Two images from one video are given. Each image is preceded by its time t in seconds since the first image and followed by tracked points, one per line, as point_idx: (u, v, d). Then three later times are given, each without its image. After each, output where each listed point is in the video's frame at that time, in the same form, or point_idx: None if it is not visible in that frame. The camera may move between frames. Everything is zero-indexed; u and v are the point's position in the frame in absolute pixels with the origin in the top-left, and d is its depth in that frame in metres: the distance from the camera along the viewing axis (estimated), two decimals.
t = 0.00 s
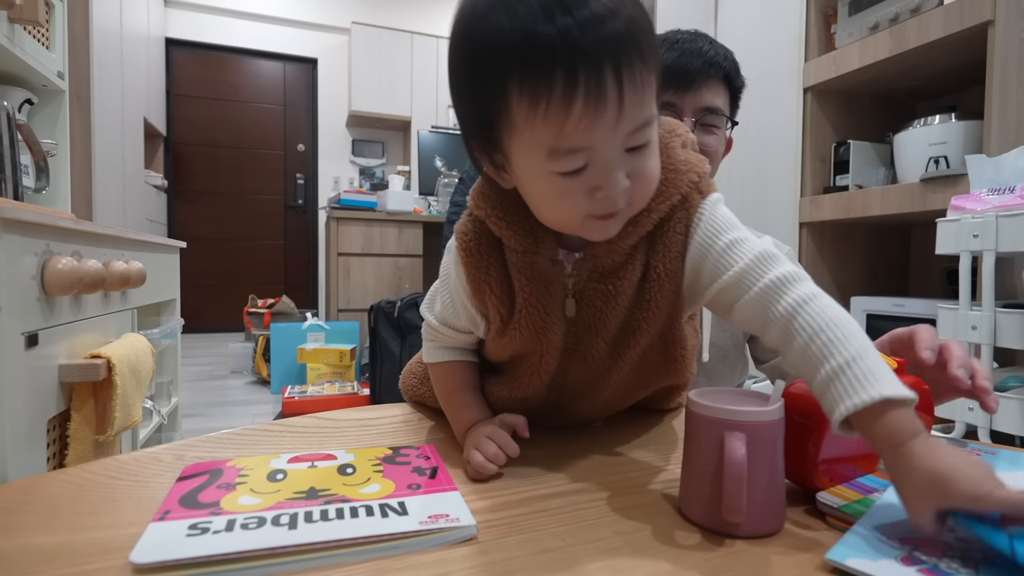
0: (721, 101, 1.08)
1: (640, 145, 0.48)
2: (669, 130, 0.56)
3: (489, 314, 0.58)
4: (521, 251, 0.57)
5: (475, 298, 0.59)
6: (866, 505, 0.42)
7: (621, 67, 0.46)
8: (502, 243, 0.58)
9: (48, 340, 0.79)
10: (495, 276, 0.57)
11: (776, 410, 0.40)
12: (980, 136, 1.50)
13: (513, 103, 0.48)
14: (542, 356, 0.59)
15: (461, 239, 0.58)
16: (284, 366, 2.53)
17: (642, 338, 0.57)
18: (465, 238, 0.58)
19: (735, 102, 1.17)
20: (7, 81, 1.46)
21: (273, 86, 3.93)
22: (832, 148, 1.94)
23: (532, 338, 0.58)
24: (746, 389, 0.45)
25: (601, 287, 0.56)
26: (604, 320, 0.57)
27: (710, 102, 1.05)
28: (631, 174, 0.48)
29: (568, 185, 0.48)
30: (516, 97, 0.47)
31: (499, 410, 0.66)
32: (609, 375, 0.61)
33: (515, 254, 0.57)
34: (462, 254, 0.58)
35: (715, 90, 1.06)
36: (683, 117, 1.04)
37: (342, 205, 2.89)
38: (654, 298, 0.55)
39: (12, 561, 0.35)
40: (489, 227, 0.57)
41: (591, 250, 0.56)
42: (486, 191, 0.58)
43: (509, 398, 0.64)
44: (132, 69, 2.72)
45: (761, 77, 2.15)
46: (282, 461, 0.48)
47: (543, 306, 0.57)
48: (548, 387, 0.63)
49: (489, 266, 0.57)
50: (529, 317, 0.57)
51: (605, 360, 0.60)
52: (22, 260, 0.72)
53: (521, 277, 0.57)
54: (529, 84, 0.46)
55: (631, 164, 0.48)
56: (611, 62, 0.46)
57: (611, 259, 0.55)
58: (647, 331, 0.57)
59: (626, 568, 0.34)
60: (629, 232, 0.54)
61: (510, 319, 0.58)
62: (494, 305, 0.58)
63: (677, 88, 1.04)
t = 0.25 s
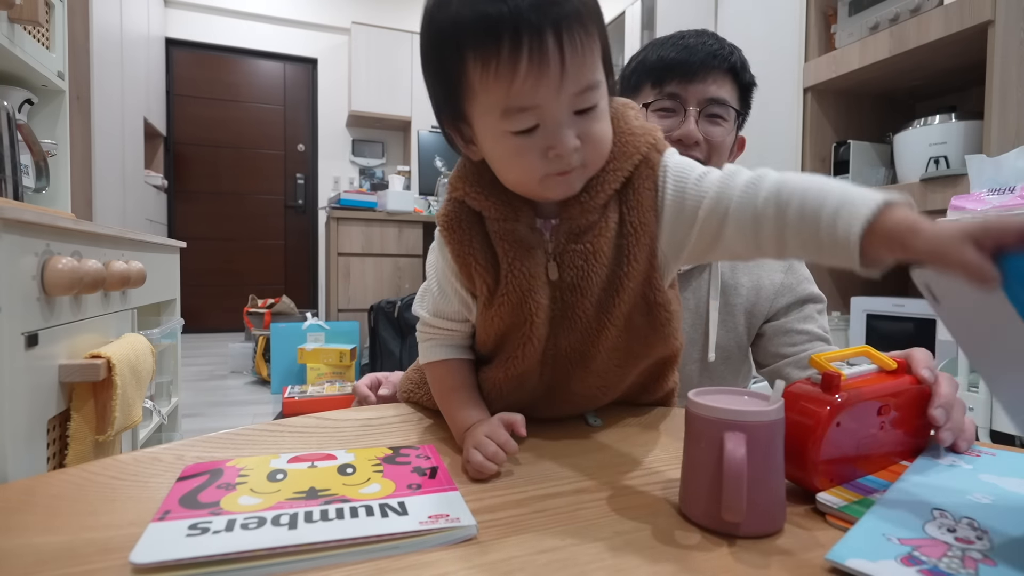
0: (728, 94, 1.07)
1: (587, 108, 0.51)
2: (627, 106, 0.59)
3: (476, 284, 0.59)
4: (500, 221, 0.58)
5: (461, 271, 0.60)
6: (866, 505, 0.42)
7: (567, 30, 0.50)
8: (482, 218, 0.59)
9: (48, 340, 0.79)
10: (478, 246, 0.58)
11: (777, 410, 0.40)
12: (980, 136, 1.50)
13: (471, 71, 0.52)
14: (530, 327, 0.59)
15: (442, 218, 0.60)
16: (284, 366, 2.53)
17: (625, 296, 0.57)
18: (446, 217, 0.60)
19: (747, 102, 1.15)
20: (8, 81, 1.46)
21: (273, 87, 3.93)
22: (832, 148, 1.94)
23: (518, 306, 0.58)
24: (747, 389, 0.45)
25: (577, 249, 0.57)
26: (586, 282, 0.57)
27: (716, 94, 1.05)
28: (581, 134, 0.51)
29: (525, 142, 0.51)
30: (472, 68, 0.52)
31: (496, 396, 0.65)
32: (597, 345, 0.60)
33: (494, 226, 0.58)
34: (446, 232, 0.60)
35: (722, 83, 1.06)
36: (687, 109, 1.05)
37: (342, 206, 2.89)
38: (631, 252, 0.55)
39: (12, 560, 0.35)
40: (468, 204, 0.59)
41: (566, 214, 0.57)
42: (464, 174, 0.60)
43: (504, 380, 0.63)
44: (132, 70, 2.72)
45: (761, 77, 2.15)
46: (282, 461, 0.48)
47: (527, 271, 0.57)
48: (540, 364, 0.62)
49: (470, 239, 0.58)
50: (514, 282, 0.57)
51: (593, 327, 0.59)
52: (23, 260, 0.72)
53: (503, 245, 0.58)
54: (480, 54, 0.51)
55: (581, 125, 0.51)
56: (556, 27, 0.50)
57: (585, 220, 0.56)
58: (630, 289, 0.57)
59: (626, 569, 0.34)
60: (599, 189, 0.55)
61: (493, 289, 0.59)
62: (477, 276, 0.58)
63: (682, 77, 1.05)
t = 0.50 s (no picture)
0: (717, 86, 1.06)
1: (536, 98, 0.54)
2: (591, 108, 0.64)
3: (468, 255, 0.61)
4: (485, 197, 0.61)
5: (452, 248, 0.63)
6: (866, 505, 0.42)
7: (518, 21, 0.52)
8: (467, 199, 0.63)
9: (48, 340, 0.79)
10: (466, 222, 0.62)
11: (777, 410, 0.40)
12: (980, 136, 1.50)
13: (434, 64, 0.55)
14: (519, 292, 0.60)
15: (432, 207, 0.64)
16: (284, 366, 2.53)
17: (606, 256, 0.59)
18: (437, 204, 0.64)
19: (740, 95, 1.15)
20: (8, 81, 1.46)
21: (273, 87, 3.93)
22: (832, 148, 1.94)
23: (508, 274, 0.60)
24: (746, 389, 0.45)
25: (557, 214, 0.60)
26: (569, 245, 0.59)
27: (703, 86, 1.05)
28: (530, 121, 0.54)
29: (479, 126, 0.55)
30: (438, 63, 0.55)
31: (490, 377, 0.64)
32: (585, 312, 0.61)
33: (478, 203, 0.61)
34: (436, 216, 0.64)
35: (710, 75, 1.06)
36: (674, 103, 1.05)
37: (342, 205, 2.89)
38: (609, 213, 0.59)
39: (11, 561, 0.35)
40: (454, 189, 0.63)
41: (544, 188, 0.61)
42: (450, 165, 0.64)
43: (498, 352, 0.62)
44: (132, 70, 2.72)
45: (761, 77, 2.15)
46: (282, 461, 0.48)
47: (515, 238, 0.59)
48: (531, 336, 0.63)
49: (457, 218, 0.62)
50: (503, 249, 0.59)
51: (579, 293, 0.61)
52: (23, 260, 0.72)
53: (490, 217, 0.60)
54: (443, 50, 0.54)
55: (532, 112, 0.54)
56: (503, 24, 0.51)
57: (562, 188, 0.60)
58: (609, 251, 0.59)
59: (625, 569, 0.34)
60: (571, 162, 0.60)
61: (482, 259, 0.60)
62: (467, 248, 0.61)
63: (669, 73, 1.06)
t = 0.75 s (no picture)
0: (696, 82, 1.06)
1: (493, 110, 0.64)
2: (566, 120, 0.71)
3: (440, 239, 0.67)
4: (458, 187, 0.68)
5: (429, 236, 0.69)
6: (866, 505, 0.42)
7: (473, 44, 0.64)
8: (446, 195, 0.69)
9: (48, 340, 0.79)
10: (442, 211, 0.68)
11: (777, 410, 0.40)
12: (980, 136, 1.50)
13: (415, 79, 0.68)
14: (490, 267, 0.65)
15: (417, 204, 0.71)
16: (283, 366, 2.53)
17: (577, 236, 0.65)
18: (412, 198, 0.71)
19: (721, 88, 1.14)
20: (8, 81, 1.46)
21: (273, 87, 3.93)
22: (832, 148, 1.94)
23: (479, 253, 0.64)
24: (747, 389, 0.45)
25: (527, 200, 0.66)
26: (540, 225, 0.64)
27: (682, 82, 1.04)
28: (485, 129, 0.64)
29: (443, 130, 0.65)
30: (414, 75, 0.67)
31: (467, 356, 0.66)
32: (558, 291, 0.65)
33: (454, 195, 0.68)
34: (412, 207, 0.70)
35: (690, 72, 1.05)
36: (655, 99, 1.04)
37: (342, 205, 2.89)
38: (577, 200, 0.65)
39: (11, 560, 0.35)
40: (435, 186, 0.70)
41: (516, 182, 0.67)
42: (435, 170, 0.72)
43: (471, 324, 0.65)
44: (132, 70, 2.72)
45: (761, 77, 2.15)
46: (282, 461, 0.48)
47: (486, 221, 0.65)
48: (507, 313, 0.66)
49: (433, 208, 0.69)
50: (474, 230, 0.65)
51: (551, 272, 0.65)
52: (23, 260, 0.72)
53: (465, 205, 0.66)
54: (416, 64, 0.66)
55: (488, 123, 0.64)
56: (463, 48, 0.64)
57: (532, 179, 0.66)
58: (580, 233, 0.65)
59: (626, 569, 0.34)
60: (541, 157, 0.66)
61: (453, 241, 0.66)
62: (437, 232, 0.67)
63: (648, 72, 1.06)
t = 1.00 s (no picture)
0: (672, 79, 1.03)
1: (472, 105, 0.70)
2: (529, 131, 0.78)
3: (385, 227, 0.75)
4: (410, 182, 0.75)
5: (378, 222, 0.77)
6: (866, 505, 0.42)
7: (462, 35, 0.67)
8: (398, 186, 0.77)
9: (48, 339, 0.79)
10: (392, 202, 0.77)
11: (776, 410, 0.40)
12: (980, 136, 1.50)
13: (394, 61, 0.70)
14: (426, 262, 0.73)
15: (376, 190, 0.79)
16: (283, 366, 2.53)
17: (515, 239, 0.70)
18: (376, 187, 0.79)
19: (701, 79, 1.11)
20: (8, 81, 1.46)
21: (273, 87, 3.93)
22: (832, 148, 1.94)
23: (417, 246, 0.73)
24: (746, 389, 0.45)
25: (468, 198, 0.72)
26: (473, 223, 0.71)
27: (657, 80, 1.01)
28: (463, 122, 0.70)
29: (422, 116, 0.70)
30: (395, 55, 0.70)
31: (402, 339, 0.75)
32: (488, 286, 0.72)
33: (406, 187, 0.75)
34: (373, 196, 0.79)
35: (664, 69, 1.02)
36: (629, 102, 1.01)
37: (342, 205, 2.89)
38: (517, 205, 0.71)
39: (10, 561, 0.35)
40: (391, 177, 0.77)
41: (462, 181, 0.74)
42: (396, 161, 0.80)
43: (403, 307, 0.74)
44: (132, 69, 2.72)
45: (761, 77, 2.15)
46: (274, 464, 0.48)
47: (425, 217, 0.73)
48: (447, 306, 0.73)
49: (391, 200, 0.77)
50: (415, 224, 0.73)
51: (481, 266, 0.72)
52: (23, 260, 0.72)
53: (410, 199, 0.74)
54: (400, 43, 0.69)
55: (465, 115, 0.70)
56: (451, 36, 0.67)
57: (475, 180, 0.73)
58: (519, 238, 0.71)
59: (624, 569, 0.34)
60: (493, 160, 0.72)
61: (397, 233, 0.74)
62: (385, 223, 0.75)
63: (619, 75, 1.02)
